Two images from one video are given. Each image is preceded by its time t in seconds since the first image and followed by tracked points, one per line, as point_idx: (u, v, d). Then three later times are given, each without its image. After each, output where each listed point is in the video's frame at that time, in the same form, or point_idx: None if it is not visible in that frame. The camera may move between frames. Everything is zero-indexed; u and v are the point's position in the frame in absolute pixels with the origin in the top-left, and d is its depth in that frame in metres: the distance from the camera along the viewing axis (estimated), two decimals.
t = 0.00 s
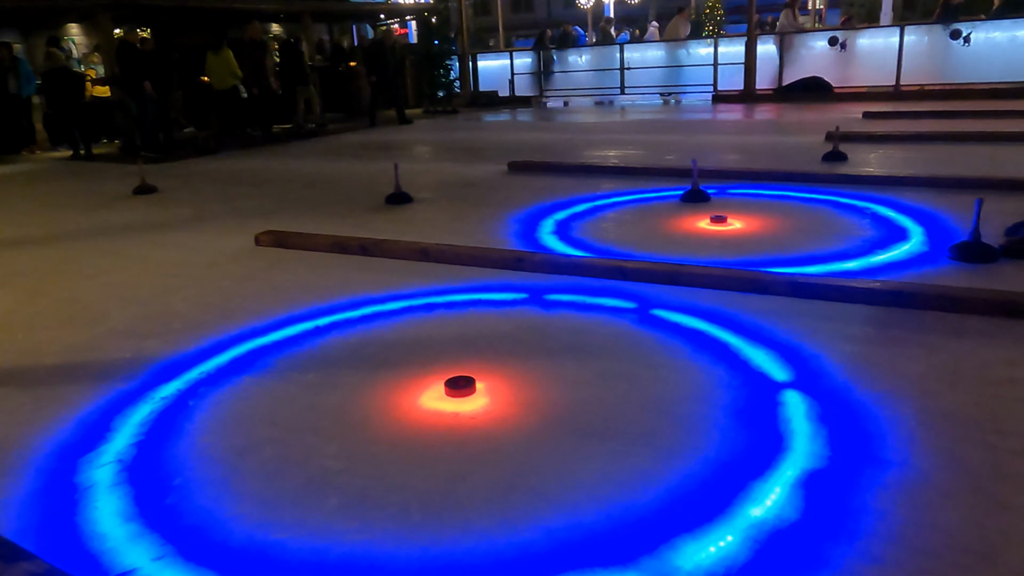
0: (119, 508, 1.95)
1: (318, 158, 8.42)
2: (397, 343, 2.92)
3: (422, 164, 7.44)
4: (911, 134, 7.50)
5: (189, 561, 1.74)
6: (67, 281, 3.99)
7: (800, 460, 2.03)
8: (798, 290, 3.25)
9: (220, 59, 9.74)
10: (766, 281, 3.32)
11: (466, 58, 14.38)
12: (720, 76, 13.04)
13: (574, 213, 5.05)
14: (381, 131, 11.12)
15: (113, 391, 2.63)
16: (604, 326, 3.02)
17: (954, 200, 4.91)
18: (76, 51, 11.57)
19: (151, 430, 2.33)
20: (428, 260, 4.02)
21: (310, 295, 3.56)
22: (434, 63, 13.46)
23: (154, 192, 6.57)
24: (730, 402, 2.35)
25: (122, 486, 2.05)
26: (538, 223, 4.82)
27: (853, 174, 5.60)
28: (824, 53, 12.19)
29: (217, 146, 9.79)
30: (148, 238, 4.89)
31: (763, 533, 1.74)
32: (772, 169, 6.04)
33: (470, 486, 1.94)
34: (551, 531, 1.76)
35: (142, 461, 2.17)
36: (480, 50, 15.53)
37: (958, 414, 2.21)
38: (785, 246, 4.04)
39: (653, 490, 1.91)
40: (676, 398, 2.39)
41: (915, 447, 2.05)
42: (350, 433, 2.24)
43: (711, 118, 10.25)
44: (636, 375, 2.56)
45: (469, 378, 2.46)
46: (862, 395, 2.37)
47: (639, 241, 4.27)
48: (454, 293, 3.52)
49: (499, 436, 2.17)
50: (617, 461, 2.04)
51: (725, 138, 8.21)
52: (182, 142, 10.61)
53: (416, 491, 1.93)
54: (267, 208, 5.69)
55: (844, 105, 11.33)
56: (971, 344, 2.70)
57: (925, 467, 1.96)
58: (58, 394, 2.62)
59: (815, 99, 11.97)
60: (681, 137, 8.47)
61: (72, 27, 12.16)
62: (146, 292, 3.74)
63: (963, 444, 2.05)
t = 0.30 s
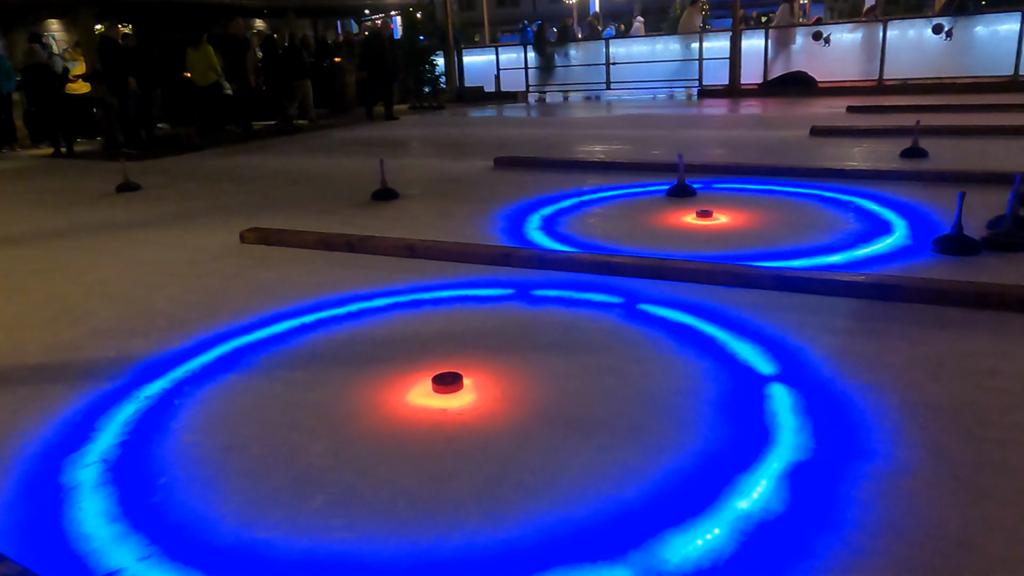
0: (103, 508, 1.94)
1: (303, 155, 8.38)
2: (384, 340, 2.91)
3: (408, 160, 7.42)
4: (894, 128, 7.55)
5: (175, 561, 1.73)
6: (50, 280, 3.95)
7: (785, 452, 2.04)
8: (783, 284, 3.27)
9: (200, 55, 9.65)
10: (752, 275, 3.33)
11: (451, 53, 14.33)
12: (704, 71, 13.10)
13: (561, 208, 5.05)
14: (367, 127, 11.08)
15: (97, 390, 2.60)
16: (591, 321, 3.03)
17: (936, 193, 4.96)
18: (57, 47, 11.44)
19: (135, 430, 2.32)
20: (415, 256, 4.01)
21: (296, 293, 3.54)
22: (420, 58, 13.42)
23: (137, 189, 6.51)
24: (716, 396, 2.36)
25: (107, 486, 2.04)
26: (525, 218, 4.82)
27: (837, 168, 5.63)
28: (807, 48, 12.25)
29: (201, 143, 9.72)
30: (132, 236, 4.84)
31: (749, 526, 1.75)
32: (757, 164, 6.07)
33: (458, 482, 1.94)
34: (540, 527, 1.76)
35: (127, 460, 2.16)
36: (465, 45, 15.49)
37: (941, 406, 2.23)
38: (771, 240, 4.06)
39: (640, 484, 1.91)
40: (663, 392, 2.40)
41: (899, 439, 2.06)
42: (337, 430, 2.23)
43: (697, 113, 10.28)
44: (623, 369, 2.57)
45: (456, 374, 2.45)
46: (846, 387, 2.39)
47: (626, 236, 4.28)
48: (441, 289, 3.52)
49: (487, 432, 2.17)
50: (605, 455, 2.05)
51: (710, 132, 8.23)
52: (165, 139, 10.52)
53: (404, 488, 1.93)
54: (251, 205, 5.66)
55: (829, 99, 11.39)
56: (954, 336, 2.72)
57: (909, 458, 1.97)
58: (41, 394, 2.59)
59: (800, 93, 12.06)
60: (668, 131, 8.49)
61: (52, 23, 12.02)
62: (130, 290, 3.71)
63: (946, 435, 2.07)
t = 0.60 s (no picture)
0: (90, 508, 1.92)
1: (289, 151, 8.33)
2: (372, 337, 2.91)
3: (395, 156, 7.40)
4: (879, 122, 7.60)
5: (163, 561, 1.72)
6: (33, 279, 3.91)
7: (773, 446, 2.06)
8: (770, 278, 3.28)
9: (185, 51, 9.61)
10: (739, 269, 3.35)
11: (438, 48, 14.29)
12: (691, 66, 13.14)
13: (548, 204, 5.05)
14: (353, 123, 11.03)
15: (83, 390, 2.58)
16: (580, 317, 3.03)
17: (921, 187, 5.00)
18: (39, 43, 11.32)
19: (121, 429, 2.30)
20: (402, 253, 4.00)
21: (283, 290, 3.52)
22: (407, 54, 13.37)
23: (122, 187, 6.46)
24: (704, 390, 2.37)
25: (93, 486, 2.02)
26: (512, 214, 4.82)
27: (822, 163, 5.67)
28: (793, 43, 12.33)
29: (186, 140, 9.65)
30: (117, 233, 4.81)
31: (737, 519, 1.76)
32: (743, 159, 6.10)
33: (447, 479, 1.94)
34: (530, 523, 1.76)
35: (113, 459, 2.14)
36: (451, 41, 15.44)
37: (926, 398, 2.25)
38: (757, 235, 4.08)
39: (629, 479, 1.92)
40: (651, 387, 2.41)
41: (884, 432, 2.08)
42: (326, 427, 2.23)
43: (684, 108, 10.30)
44: (612, 365, 2.58)
45: (444, 370, 2.45)
46: (833, 380, 2.40)
47: (613, 231, 4.29)
48: (429, 285, 3.51)
49: (475, 428, 2.17)
50: (593, 450, 2.05)
51: (696, 128, 8.25)
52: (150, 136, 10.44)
53: (394, 485, 1.93)
54: (237, 202, 5.63)
55: (814, 94, 11.45)
56: (939, 329, 2.75)
57: (894, 450, 1.99)
58: (26, 394, 2.57)
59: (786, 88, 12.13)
60: (654, 127, 8.51)
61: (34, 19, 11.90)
62: (115, 289, 3.68)
63: (930, 426, 2.09)
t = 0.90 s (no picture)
0: (79, 509, 1.91)
1: (276, 149, 8.28)
2: (362, 335, 2.90)
3: (383, 153, 7.37)
4: (865, 118, 7.64)
5: (153, 560, 1.71)
6: (18, 278, 3.87)
7: (762, 440, 2.07)
8: (758, 273, 3.30)
9: (171, 48, 9.55)
10: (728, 265, 3.36)
11: (426, 45, 14.23)
12: (679, 62, 13.14)
13: (538, 201, 5.05)
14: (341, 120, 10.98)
15: (71, 389, 2.57)
16: (570, 313, 3.03)
17: (908, 182, 5.02)
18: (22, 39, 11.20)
19: (110, 429, 2.29)
20: (392, 250, 3.99)
21: (272, 288, 3.50)
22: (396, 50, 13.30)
23: (108, 185, 6.41)
24: (694, 385, 2.38)
25: (82, 486, 2.01)
26: (502, 211, 4.81)
27: (811, 159, 5.69)
28: (780, 38, 12.34)
29: (173, 138, 9.58)
30: (103, 232, 4.77)
31: (728, 512, 1.77)
32: (732, 154, 6.11)
33: (437, 476, 1.94)
34: (522, 520, 1.77)
35: (102, 459, 2.13)
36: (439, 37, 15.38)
37: (914, 391, 2.26)
38: (746, 230, 4.09)
39: (619, 474, 1.93)
40: (642, 382, 2.42)
41: (872, 425, 2.09)
42: (317, 424, 2.23)
43: (672, 104, 10.31)
44: (602, 360, 2.59)
45: (435, 367, 2.45)
46: (821, 374, 2.42)
47: (603, 227, 4.30)
48: (419, 282, 3.51)
49: (466, 425, 2.18)
50: (585, 446, 2.06)
51: (685, 123, 8.26)
52: (136, 133, 10.36)
53: (385, 482, 1.93)
54: (225, 200, 5.59)
55: (802, 90, 11.49)
56: (926, 322, 2.77)
57: (883, 443, 2.00)
58: (13, 394, 2.55)
59: (774, 84, 12.16)
60: (643, 122, 8.52)
61: (18, 15, 11.77)
62: (102, 288, 3.65)
63: (918, 419, 2.11)
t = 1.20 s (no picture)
0: (69, 509, 1.90)
1: (266, 146, 8.25)
2: (353, 332, 2.89)
3: (373, 150, 7.36)
4: (854, 113, 7.67)
5: (144, 560, 1.71)
6: (6, 278, 3.84)
7: (753, 434, 2.08)
8: (748, 269, 3.31)
9: (158, 47, 9.47)
10: (719, 260, 3.37)
11: (416, 41, 14.16)
12: (669, 58, 13.15)
13: (529, 197, 5.05)
14: (331, 117, 10.94)
15: (59, 389, 2.55)
16: (561, 309, 3.03)
17: (897, 177, 5.05)
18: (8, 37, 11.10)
19: (100, 429, 2.27)
20: (383, 247, 3.98)
21: (262, 286, 3.49)
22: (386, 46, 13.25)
23: (96, 183, 6.36)
24: (685, 380, 2.39)
25: (72, 486, 2.00)
26: (493, 207, 4.81)
27: (800, 154, 5.71)
28: (770, 34, 12.34)
29: (161, 135, 9.52)
30: (91, 231, 4.73)
31: (719, 507, 1.78)
32: (722, 150, 6.13)
33: (429, 473, 1.94)
34: (515, 517, 1.77)
35: (92, 459, 2.12)
36: (429, 34, 15.33)
37: (903, 385, 2.28)
38: (736, 226, 4.10)
39: (611, 470, 1.93)
40: (633, 378, 2.43)
41: (862, 419, 2.11)
42: (309, 422, 2.22)
43: (663, 100, 10.33)
44: (593, 356, 2.59)
45: (427, 365, 2.45)
46: (812, 368, 2.43)
47: (594, 223, 4.30)
48: (410, 279, 3.50)
49: (458, 421, 2.18)
50: (577, 442, 2.06)
51: (675, 119, 8.27)
52: (124, 131, 10.28)
53: (378, 479, 1.93)
54: (214, 198, 5.57)
55: (791, 86, 11.52)
56: (914, 316, 2.79)
57: (873, 437, 2.01)
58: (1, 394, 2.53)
59: (763, 81, 12.21)
60: (633, 119, 8.52)
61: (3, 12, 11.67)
62: (90, 286, 3.63)
63: (906, 413, 2.12)
